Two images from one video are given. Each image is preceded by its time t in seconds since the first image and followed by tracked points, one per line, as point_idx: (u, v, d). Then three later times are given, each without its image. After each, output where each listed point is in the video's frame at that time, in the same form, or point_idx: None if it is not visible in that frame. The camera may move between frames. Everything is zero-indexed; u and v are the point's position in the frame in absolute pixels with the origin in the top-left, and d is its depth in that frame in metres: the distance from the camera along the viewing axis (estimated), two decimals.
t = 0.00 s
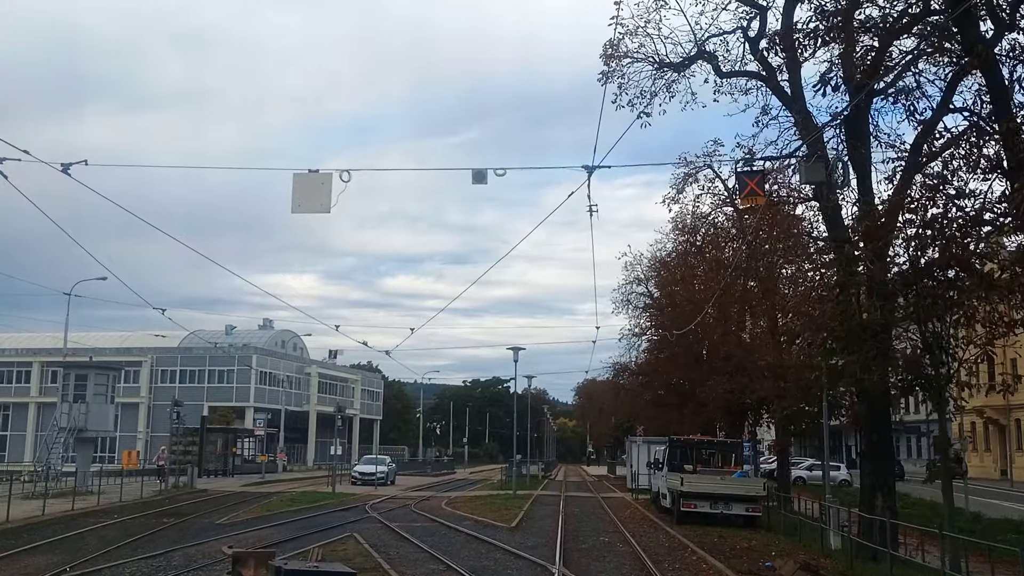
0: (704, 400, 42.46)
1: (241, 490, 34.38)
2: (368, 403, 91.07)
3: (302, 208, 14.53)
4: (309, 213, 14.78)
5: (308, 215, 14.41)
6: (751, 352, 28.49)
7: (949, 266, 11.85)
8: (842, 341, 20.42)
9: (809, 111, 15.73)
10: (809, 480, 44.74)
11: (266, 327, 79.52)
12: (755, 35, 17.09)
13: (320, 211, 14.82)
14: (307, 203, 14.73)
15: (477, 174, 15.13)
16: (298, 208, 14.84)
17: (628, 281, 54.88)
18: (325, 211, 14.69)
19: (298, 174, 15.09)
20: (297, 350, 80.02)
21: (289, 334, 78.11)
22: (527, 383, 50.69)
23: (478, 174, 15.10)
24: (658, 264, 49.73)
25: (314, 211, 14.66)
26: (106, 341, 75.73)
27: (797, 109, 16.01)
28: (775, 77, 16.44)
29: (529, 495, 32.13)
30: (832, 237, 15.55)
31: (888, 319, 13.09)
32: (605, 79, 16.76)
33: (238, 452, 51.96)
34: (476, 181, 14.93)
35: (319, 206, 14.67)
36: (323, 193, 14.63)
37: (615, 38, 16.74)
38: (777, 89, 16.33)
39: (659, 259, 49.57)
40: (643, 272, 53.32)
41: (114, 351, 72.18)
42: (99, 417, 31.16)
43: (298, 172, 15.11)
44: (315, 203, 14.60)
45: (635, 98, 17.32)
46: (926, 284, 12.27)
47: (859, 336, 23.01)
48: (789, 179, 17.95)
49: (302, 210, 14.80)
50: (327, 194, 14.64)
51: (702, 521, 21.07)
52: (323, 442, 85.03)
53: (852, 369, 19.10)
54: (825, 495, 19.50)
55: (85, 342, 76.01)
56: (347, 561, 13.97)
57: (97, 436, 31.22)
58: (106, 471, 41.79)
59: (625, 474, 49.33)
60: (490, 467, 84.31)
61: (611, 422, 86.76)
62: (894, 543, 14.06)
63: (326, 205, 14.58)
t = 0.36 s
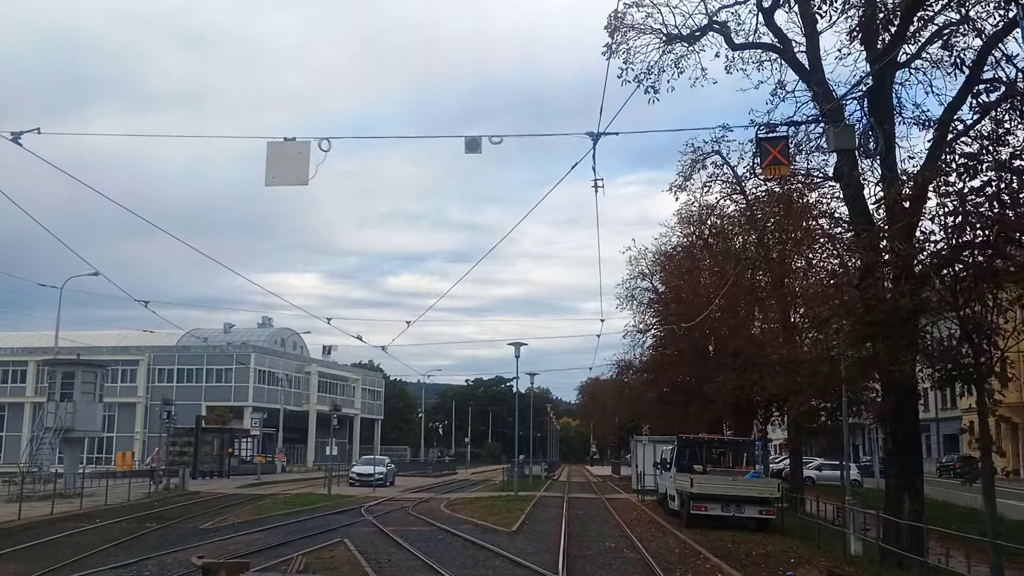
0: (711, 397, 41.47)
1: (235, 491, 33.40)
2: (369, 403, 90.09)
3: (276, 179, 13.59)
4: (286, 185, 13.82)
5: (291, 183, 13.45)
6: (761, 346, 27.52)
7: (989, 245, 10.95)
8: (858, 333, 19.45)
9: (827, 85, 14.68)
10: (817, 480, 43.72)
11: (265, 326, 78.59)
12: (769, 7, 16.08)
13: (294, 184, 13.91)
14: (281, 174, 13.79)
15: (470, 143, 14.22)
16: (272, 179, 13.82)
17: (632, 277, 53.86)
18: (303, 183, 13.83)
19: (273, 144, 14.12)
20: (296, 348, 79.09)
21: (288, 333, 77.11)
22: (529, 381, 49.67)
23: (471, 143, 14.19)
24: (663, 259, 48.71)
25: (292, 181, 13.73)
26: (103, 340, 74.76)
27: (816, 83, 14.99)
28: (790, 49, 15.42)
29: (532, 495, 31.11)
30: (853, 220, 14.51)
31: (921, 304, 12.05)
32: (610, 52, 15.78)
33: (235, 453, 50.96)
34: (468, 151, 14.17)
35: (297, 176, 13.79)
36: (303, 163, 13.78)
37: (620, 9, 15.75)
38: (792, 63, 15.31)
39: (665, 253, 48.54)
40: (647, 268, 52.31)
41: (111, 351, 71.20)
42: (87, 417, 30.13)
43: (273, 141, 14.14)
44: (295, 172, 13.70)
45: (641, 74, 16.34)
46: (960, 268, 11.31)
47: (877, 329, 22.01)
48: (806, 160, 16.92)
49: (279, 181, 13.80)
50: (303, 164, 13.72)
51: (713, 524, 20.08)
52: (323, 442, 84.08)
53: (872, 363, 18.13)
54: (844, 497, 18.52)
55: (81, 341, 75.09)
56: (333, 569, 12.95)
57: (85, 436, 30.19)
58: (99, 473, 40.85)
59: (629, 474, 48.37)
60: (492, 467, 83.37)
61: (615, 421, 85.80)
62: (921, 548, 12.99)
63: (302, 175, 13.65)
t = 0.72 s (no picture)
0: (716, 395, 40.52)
1: (227, 494, 32.47)
2: (369, 403, 89.17)
3: (244, 152, 12.52)
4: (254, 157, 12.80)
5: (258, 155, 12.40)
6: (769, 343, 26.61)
7: None
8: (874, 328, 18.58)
9: (847, 58, 13.69)
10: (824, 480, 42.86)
11: (263, 326, 77.75)
12: None
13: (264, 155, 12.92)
14: (250, 144, 12.71)
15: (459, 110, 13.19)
16: (239, 151, 12.80)
17: (635, 274, 52.96)
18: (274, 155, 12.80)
19: (240, 109, 12.98)
20: (294, 348, 78.20)
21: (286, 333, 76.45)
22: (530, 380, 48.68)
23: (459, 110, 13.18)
24: (666, 256, 47.78)
25: (261, 153, 12.71)
26: (98, 341, 73.88)
27: (835, 57, 14.01)
28: (807, 22, 14.46)
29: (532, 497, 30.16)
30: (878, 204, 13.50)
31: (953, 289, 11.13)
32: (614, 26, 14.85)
33: (231, 454, 50.08)
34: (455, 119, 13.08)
35: (267, 147, 12.76)
36: (273, 133, 12.73)
37: None
38: (809, 37, 14.35)
39: (667, 250, 47.64)
40: (650, 265, 51.43)
41: (106, 351, 70.29)
42: (73, 418, 29.22)
43: (240, 107, 12.99)
44: (264, 143, 12.65)
45: (647, 51, 15.42)
46: (994, 253, 10.38)
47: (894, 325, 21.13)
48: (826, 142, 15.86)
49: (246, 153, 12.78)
50: (273, 133, 12.63)
51: (722, 528, 19.10)
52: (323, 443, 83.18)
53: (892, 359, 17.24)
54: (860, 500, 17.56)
55: (77, 341, 74.19)
56: None
57: (71, 437, 29.27)
58: (91, 475, 39.97)
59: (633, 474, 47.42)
60: (493, 468, 82.58)
61: (617, 421, 84.86)
62: (949, 555, 12.04)
63: (272, 146, 12.58)
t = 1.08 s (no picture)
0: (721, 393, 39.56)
1: (216, 497, 31.51)
2: (367, 404, 88.19)
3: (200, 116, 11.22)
4: (211, 120, 11.37)
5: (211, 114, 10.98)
6: (774, 340, 25.69)
7: None
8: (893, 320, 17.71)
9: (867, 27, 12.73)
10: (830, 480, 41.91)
11: (259, 326, 76.80)
12: None
13: (222, 122, 11.53)
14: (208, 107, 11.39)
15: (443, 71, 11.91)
16: (195, 115, 11.41)
17: (636, 271, 52.02)
18: (232, 119, 11.36)
19: (199, 70, 11.63)
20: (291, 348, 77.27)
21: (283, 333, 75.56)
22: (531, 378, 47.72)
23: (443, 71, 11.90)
24: (667, 251, 46.84)
25: (218, 116, 11.29)
26: (92, 341, 72.92)
27: (853, 27, 13.02)
28: None
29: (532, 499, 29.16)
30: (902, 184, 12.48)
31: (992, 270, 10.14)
32: None
33: (224, 456, 49.12)
34: (439, 76, 11.88)
35: (225, 110, 11.34)
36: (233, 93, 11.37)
37: None
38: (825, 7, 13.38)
39: (670, 246, 46.67)
40: (651, 261, 50.49)
41: (100, 352, 69.34)
42: (56, 418, 28.26)
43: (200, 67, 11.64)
44: (222, 103, 11.23)
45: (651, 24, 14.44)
46: None
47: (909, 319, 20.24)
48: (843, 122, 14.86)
49: (202, 116, 11.36)
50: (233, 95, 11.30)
51: (730, 532, 18.14)
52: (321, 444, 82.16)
53: (913, 352, 16.32)
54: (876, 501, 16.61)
55: (70, 342, 73.21)
56: None
57: (54, 439, 28.31)
58: (80, 477, 39.02)
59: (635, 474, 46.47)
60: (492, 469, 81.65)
61: (618, 421, 83.87)
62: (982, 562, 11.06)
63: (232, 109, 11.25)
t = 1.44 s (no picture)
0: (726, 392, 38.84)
1: (208, 499, 30.73)
2: (367, 405, 87.40)
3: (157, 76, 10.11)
4: (165, 78, 10.25)
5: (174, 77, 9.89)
6: (783, 338, 24.95)
7: None
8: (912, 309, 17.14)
9: None
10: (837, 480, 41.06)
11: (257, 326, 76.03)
12: None
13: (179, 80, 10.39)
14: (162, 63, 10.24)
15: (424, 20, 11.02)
16: (147, 73, 10.22)
17: (638, 268, 51.22)
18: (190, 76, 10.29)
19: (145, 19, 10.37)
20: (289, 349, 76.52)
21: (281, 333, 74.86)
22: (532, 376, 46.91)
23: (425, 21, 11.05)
24: (672, 248, 46.02)
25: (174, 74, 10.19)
26: (87, 342, 72.11)
27: None
28: None
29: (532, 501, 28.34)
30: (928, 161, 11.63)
31: None
32: None
33: (219, 457, 48.29)
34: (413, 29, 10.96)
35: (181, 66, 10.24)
36: (190, 48, 10.22)
37: None
38: None
39: (673, 243, 45.88)
40: (653, 258, 49.69)
41: (95, 353, 68.55)
42: (42, 419, 27.46)
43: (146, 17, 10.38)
44: (178, 60, 10.10)
45: None
46: None
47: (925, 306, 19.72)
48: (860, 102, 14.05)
49: (157, 74, 10.19)
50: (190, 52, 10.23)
51: (740, 536, 17.27)
52: (320, 446, 81.29)
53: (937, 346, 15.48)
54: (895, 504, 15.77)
55: (66, 342, 72.47)
56: None
57: (40, 440, 27.52)
58: (71, 479, 38.27)
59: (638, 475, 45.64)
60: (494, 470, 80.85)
61: (620, 422, 83.13)
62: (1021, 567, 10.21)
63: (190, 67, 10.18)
